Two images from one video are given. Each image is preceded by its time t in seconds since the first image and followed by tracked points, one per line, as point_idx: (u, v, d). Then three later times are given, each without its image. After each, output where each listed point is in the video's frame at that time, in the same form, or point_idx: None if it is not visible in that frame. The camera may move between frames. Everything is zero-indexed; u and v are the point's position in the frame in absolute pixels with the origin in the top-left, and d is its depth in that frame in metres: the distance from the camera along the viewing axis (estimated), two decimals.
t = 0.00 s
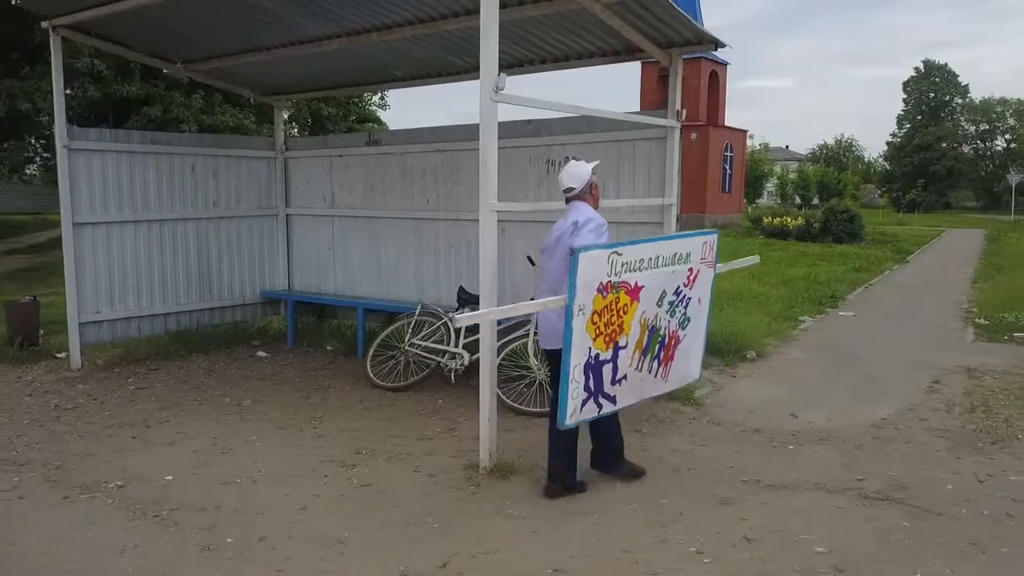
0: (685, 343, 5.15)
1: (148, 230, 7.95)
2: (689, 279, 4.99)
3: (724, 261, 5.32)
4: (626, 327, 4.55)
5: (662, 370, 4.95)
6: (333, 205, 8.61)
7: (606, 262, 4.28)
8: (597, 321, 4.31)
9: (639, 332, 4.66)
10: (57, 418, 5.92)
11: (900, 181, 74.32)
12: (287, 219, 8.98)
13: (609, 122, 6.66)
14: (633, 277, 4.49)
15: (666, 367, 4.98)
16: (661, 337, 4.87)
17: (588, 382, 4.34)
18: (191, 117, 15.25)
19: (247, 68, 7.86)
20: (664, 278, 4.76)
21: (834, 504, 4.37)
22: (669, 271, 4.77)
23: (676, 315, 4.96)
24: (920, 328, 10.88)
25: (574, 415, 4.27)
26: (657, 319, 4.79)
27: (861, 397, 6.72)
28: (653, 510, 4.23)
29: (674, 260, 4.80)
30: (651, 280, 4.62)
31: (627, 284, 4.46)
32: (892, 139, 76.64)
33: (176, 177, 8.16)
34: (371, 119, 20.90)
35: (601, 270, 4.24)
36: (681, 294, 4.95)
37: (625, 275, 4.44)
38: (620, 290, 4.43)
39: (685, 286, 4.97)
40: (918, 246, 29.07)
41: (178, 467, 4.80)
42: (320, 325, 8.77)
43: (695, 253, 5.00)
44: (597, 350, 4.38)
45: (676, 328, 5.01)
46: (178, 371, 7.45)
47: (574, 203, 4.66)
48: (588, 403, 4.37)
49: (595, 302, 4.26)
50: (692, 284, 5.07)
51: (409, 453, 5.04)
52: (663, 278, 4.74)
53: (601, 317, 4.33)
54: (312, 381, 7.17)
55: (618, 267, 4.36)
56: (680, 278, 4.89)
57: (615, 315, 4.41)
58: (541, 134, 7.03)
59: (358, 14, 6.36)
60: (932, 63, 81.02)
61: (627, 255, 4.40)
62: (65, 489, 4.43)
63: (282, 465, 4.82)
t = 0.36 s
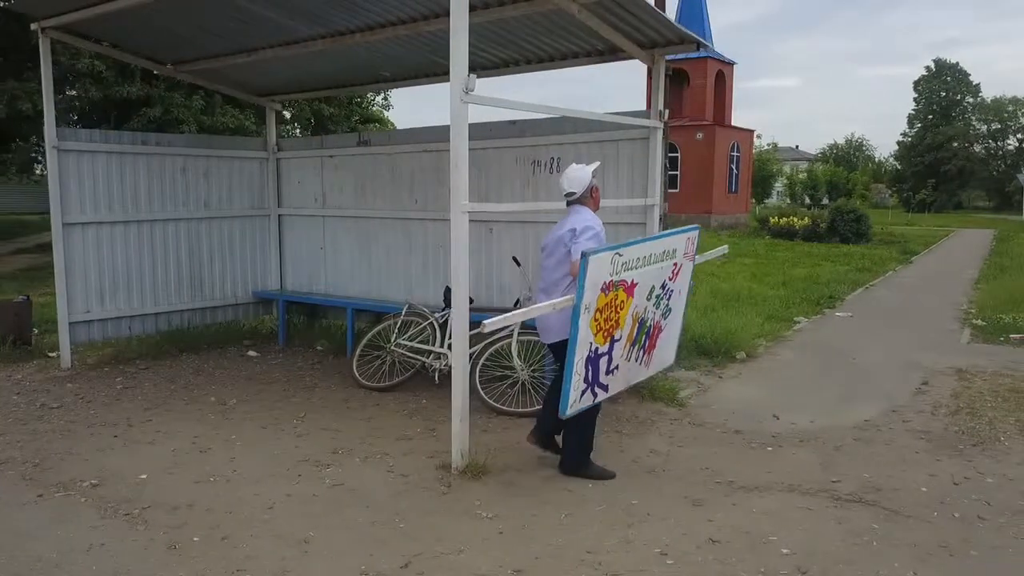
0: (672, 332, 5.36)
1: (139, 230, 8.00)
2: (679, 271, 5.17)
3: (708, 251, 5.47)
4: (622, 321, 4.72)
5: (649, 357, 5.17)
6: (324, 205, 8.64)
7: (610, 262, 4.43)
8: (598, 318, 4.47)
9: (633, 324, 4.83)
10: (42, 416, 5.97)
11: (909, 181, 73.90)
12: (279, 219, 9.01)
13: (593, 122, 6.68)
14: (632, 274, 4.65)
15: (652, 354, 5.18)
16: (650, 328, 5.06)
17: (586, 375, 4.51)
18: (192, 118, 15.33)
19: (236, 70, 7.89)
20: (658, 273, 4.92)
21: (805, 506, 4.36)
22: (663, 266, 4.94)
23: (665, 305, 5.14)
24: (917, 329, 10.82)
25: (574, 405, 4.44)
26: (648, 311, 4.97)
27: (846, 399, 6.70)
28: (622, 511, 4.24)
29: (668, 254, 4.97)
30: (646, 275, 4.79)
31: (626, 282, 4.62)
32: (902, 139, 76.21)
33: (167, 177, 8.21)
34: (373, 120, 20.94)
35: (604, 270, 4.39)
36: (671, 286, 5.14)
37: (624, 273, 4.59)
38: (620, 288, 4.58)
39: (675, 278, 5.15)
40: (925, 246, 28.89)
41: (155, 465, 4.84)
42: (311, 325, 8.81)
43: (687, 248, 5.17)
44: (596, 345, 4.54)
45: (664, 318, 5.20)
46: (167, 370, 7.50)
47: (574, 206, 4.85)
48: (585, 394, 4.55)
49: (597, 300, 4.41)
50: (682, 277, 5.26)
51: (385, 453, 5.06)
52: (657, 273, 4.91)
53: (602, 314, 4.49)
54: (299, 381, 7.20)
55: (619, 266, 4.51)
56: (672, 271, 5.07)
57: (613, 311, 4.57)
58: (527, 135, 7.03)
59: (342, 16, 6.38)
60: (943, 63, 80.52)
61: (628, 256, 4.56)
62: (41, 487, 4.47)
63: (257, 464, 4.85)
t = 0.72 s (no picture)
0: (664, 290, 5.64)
1: (148, 230, 8.12)
2: (662, 236, 5.42)
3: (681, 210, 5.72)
4: (622, 299, 4.93)
5: (648, 317, 5.45)
6: (331, 205, 8.72)
7: (603, 253, 4.58)
8: (601, 304, 4.65)
9: (631, 298, 5.06)
10: (45, 412, 6.08)
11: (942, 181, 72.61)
12: (288, 219, 9.10)
13: (592, 123, 6.67)
14: (623, 255, 4.85)
15: (649, 315, 5.48)
16: (646, 293, 5.33)
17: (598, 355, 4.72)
18: (211, 119, 15.51)
19: (243, 72, 7.97)
20: (643, 243, 5.14)
21: (790, 510, 4.31)
22: (648, 236, 5.17)
23: (655, 270, 5.41)
24: (934, 331, 10.63)
25: (591, 388, 4.64)
26: (642, 281, 5.22)
27: (849, 402, 6.60)
28: (604, 513, 4.22)
29: (651, 224, 5.21)
30: (636, 251, 5.01)
31: (619, 265, 4.82)
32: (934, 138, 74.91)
33: (176, 178, 8.32)
34: (393, 120, 21.03)
35: (599, 262, 4.54)
36: (657, 252, 5.40)
37: (616, 257, 4.78)
38: (614, 272, 4.77)
39: (659, 242, 5.41)
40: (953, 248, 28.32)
41: (148, 461, 4.91)
42: (317, 325, 8.89)
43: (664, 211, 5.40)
44: (602, 328, 4.75)
45: (656, 280, 5.48)
46: (173, 368, 7.60)
47: (563, 207, 4.88)
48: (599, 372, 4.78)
49: (597, 290, 4.58)
50: (664, 238, 5.52)
51: (374, 452, 5.09)
52: (643, 244, 5.12)
53: (603, 301, 4.68)
54: (301, 379, 7.26)
55: (611, 253, 4.68)
56: (656, 237, 5.32)
57: (612, 293, 4.78)
58: (528, 136, 7.03)
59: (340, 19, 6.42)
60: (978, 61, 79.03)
61: (616, 240, 4.72)
62: (35, 482, 4.56)
63: (247, 461, 4.90)
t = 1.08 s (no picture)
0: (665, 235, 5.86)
1: (165, 229, 8.26)
2: (652, 190, 5.59)
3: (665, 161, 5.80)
4: (627, 267, 5.19)
5: (655, 263, 5.74)
6: (345, 205, 8.79)
7: (602, 242, 4.78)
8: (609, 283, 4.92)
9: (634, 263, 5.31)
10: (58, 408, 6.22)
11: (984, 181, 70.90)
12: (304, 219, 9.20)
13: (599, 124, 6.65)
14: (621, 231, 5.06)
15: (655, 263, 5.75)
16: (648, 248, 5.57)
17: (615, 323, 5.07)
18: (238, 120, 15.73)
19: (258, 73, 8.08)
20: (637, 206, 5.33)
21: (783, 515, 4.25)
22: (641, 198, 5.36)
23: (652, 224, 5.62)
24: (960, 335, 10.37)
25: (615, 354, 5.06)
26: (642, 242, 5.45)
27: (859, 407, 6.49)
28: (593, 515, 4.20)
29: (642, 187, 5.38)
30: (632, 220, 5.22)
31: (619, 242, 5.05)
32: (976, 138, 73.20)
33: (193, 178, 8.46)
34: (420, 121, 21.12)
35: (602, 251, 4.76)
36: (651, 208, 5.59)
37: (615, 235, 4.99)
38: (616, 249, 5.00)
39: (651, 199, 5.59)
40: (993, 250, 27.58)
41: (150, 457, 5.00)
42: (332, 324, 8.98)
43: (650, 166, 5.53)
44: (614, 303, 5.05)
45: (655, 230, 5.70)
46: (187, 365, 7.72)
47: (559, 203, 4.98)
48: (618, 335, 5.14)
49: (603, 277, 4.83)
50: (655, 189, 5.69)
51: (372, 450, 5.13)
52: (637, 207, 5.31)
53: (610, 283, 4.95)
54: (311, 378, 7.33)
55: (610, 236, 4.89)
56: (648, 196, 5.51)
57: (617, 268, 5.03)
58: (536, 136, 7.03)
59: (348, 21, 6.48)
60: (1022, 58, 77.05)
61: (612, 221, 4.91)
62: (39, 475, 4.67)
63: (246, 458, 4.98)
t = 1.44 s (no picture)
0: (669, 214, 5.83)
1: (182, 229, 8.40)
2: (654, 168, 5.56)
3: (664, 142, 5.78)
4: (636, 244, 5.19)
5: (662, 241, 5.73)
6: (360, 206, 8.86)
7: (611, 219, 4.77)
8: (621, 260, 4.93)
9: (643, 241, 5.30)
10: (71, 403, 6.36)
11: None
12: (320, 219, 9.29)
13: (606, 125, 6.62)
14: (629, 208, 5.05)
15: (662, 241, 5.72)
16: (654, 227, 5.55)
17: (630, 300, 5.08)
18: (263, 121, 15.93)
19: (272, 75, 8.18)
20: (641, 184, 5.30)
21: (776, 520, 4.20)
22: (644, 176, 5.34)
23: (656, 203, 5.59)
24: (985, 339, 10.13)
25: (632, 328, 5.10)
26: (649, 220, 5.43)
27: (869, 412, 6.38)
28: (583, 516, 4.20)
29: (645, 165, 5.36)
30: (638, 197, 5.20)
31: (629, 218, 5.04)
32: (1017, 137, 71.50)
33: (210, 179, 8.58)
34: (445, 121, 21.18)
35: (613, 228, 4.76)
36: (654, 187, 5.56)
37: (624, 212, 4.98)
38: (625, 226, 5.00)
39: (654, 178, 5.57)
40: None
41: (153, 452, 5.10)
42: (346, 322, 9.06)
43: (651, 145, 5.49)
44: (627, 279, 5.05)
45: (659, 209, 5.68)
46: (201, 363, 7.84)
47: (557, 207, 5.05)
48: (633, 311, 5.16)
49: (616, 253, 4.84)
50: (656, 168, 5.66)
51: (370, 448, 5.18)
52: (641, 185, 5.28)
53: (623, 259, 4.95)
54: (320, 376, 7.41)
55: (618, 213, 4.88)
56: (651, 175, 5.48)
57: (627, 245, 5.02)
58: (544, 137, 7.02)
59: (355, 23, 6.54)
60: None
61: (619, 198, 4.90)
62: (45, 469, 4.78)
63: (246, 455, 5.05)
